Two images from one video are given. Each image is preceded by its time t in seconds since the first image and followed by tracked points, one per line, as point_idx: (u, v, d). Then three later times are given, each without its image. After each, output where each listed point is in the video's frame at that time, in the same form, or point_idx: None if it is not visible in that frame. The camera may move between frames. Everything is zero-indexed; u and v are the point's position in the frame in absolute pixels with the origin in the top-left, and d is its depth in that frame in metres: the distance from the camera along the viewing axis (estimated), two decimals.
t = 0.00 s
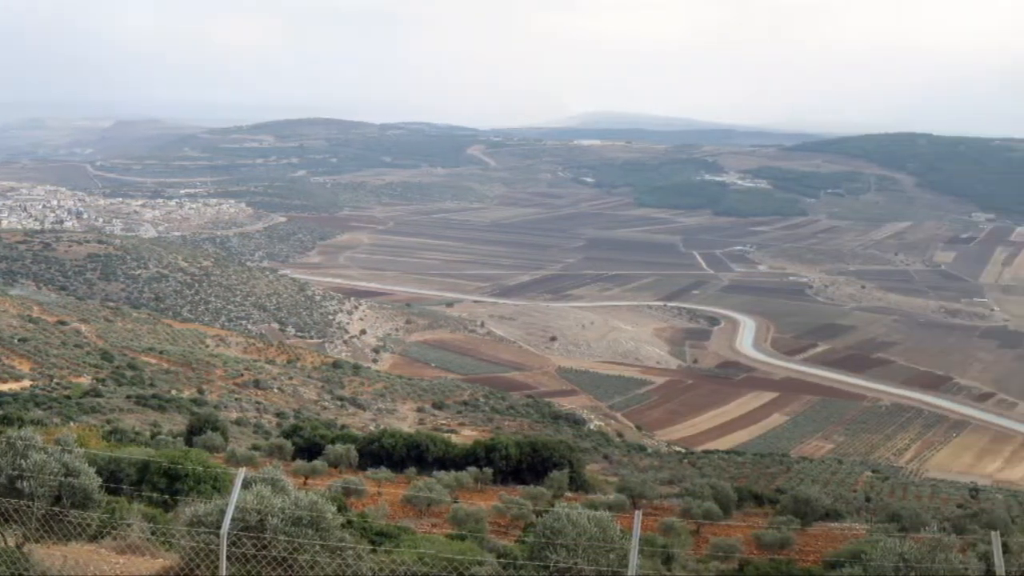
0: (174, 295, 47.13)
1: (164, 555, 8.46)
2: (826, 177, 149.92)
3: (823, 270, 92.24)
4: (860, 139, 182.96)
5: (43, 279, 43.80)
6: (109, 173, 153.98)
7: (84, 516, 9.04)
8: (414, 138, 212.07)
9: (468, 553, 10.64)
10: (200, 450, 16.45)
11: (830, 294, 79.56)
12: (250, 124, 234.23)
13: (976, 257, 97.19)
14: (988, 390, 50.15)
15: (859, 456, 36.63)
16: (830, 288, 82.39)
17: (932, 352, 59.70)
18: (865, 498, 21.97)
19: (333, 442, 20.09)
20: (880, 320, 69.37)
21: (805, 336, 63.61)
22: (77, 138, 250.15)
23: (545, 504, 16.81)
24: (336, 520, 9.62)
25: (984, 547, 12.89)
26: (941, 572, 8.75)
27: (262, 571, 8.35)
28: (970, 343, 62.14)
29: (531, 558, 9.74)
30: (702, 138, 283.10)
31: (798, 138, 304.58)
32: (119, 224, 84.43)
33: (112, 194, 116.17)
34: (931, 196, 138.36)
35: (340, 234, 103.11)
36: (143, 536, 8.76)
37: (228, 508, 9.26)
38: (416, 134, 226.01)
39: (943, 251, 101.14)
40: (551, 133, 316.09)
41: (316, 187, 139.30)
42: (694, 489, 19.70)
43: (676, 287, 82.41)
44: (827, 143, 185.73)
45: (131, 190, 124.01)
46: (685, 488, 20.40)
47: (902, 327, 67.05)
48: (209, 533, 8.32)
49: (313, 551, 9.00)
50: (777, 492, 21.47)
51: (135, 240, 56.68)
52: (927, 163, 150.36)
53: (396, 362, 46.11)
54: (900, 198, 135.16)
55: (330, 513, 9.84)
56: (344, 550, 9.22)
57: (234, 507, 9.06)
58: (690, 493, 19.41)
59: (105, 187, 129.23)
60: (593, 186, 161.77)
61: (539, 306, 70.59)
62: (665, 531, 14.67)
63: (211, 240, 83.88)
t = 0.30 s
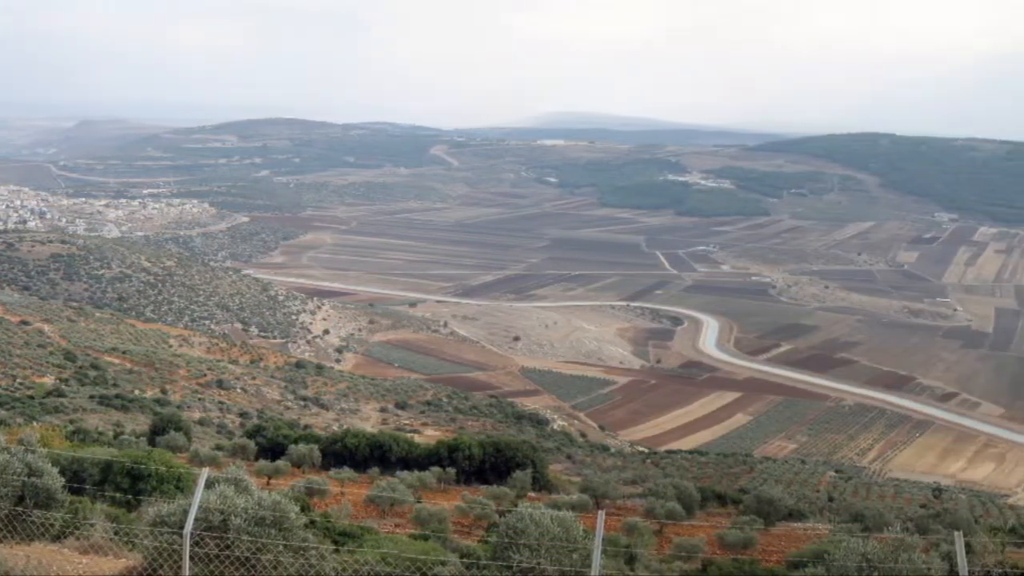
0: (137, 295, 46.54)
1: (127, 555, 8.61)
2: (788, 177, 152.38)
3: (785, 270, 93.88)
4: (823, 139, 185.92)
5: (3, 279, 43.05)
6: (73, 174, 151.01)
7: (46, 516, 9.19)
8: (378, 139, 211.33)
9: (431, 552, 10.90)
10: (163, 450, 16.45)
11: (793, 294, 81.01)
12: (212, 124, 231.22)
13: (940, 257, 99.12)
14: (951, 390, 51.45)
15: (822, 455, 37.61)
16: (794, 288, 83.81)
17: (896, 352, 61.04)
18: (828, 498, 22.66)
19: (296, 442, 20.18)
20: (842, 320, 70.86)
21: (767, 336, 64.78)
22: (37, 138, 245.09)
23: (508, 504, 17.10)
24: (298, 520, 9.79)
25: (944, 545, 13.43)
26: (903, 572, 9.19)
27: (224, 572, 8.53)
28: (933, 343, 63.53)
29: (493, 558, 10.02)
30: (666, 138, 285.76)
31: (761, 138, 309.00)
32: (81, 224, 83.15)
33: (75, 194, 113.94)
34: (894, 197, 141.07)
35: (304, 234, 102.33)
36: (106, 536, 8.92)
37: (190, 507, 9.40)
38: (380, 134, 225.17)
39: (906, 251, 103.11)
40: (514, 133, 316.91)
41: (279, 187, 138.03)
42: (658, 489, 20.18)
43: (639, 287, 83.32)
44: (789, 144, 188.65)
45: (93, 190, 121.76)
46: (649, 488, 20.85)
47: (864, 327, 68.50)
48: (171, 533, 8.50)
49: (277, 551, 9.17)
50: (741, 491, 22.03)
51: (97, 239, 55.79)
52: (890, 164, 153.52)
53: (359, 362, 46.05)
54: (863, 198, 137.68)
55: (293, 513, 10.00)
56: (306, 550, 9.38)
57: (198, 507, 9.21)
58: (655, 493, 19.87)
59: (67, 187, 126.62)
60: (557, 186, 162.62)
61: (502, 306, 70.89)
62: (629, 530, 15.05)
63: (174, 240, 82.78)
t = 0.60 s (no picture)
0: (100, 295, 45.96)
1: (90, 556, 8.78)
2: (749, 177, 154.71)
3: (747, 270, 95.44)
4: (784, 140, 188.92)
5: None
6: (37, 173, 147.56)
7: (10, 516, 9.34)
8: (341, 139, 210.05)
9: (394, 552, 11.16)
10: (125, 450, 16.44)
11: (757, 294, 82.41)
12: (172, 124, 227.90)
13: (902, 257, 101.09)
14: (915, 390, 52.81)
15: (785, 455, 38.50)
16: (757, 288, 85.16)
17: (860, 352, 62.40)
18: (791, 498, 23.31)
19: (259, 441, 20.28)
20: (805, 320, 72.28)
21: (730, 336, 65.89)
22: None
23: (471, 504, 17.38)
24: (262, 520, 9.95)
25: (906, 546, 13.89)
26: (865, 572, 9.48)
27: (186, 571, 8.71)
28: (896, 343, 64.98)
29: (456, 558, 10.31)
30: (631, 138, 288.06)
31: (723, 138, 312.97)
32: (43, 224, 81.85)
33: (39, 194, 111.67)
34: (855, 198, 143.61)
35: (266, 234, 101.43)
36: (70, 537, 9.10)
37: (154, 507, 9.55)
38: (344, 133, 223.83)
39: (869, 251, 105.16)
40: (477, 133, 316.94)
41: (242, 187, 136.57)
42: (621, 489, 20.64)
43: (603, 287, 84.07)
44: (751, 144, 191.38)
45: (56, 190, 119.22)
46: (612, 488, 21.28)
47: (826, 327, 69.96)
48: (134, 533, 8.66)
49: (240, 551, 9.35)
50: (703, 491, 22.57)
51: (60, 239, 54.88)
52: (852, 164, 156.46)
53: (322, 362, 45.98)
54: (824, 199, 140.45)
55: (256, 513, 10.18)
56: (269, 549, 9.58)
57: (161, 507, 9.36)
58: (619, 494, 20.32)
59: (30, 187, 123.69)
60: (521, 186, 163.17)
61: (465, 306, 71.11)
62: (592, 531, 15.43)
63: (137, 240, 81.71)
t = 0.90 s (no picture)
0: (62, 295, 45.28)
1: (52, 555, 8.98)
2: (712, 177, 156.83)
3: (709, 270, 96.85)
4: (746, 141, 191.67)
5: None
6: None
7: None
8: (303, 138, 208.20)
9: (356, 552, 11.40)
10: (88, 450, 16.44)
11: (720, 294, 83.69)
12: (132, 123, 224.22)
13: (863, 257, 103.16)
14: (877, 390, 54.21)
15: (748, 456, 39.36)
16: (720, 288, 86.50)
17: (823, 352, 63.79)
18: (755, 497, 23.96)
19: (222, 442, 20.37)
20: (768, 320, 73.61)
21: (693, 336, 66.93)
22: None
23: (434, 504, 17.67)
24: (226, 520, 10.10)
25: (869, 545, 14.45)
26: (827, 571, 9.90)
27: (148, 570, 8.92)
28: (858, 343, 66.54)
29: (419, 558, 10.60)
30: (595, 137, 289.97)
31: (687, 139, 316.45)
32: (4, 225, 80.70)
33: None
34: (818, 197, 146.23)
35: (228, 233, 100.35)
36: (33, 537, 9.28)
37: (116, 507, 9.72)
38: (307, 133, 222.00)
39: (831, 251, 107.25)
40: (441, 133, 316.38)
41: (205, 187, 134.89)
42: (584, 489, 21.06)
43: (566, 287, 84.71)
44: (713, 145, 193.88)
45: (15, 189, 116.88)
46: (575, 488, 21.70)
47: (788, 327, 71.37)
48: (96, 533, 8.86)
49: (203, 551, 9.53)
50: (666, 492, 23.09)
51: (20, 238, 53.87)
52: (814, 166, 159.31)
53: (285, 362, 45.81)
54: (786, 199, 143.00)
55: (220, 513, 10.34)
56: (231, 549, 9.79)
57: (124, 508, 9.52)
58: (580, 493, 20.72)
59: None
60: (487, 186, 163.47)
61: (428, 306, 71.22)
62: (555, 531, 15.86)
63: (99, 240, 80.52)
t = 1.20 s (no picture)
0: (26, 295, 44.61)
1: (17, 555, 9.16)
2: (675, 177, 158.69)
3: (671, 270, 98.14)
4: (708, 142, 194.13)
5: None
6: None
7: None
8: (266, 138, 206.18)
9: (319, 551, 11.65)
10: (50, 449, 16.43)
11: (683, 294, 84.89)
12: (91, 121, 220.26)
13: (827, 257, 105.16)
14: (840, 390, 55.56)
15: (710, 455, 40.16)
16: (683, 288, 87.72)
17: (786, 352, 65.13)
18: (717, 498, 24.62)
19: (186, 442, 20.42)
20: (732, 320, 74.87)
21: (656, 336, 67.88)
22: None
23: (397, 504, 17.94)
24: (190, 521, 10.28)
25: (833, 544, 15.03)
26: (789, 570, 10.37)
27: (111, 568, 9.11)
28: (821, 343, 68.04)
29: (382, 557, 10.89)
30: (560, 138, 291.48)
31: (651, 139, 319.30)
32: None
33: None
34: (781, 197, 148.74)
35: (190, 233, 99.20)
36: None
37: (79, 508, 9.91)
38: (270, 132, 219.83)
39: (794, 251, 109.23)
40: (406, 133, 315.29)
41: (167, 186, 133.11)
42: (546, 489, 21.47)
43: (529, 287, 85.25)
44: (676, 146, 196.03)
45: None
46: (537, 489, 22.11)
47: (751, 327, 72.70)
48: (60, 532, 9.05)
49: (165, 550, 9.71)
50: (628, 491, 23.62)
51: None
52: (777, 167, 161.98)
53: (249, 362, 45.62)
54: (751, 199, 145.17)
55: (183, 513, 10.54)
56: (194, 547, 10.00)
57: (87, 508, 9.68)
58: (543, 494, 21.12)
59: None
60: (452, 186, 163.57)
61: (392, 306, 71.24)
62: (518, 530, 16.21)
63: (62, 240, 79.23)
